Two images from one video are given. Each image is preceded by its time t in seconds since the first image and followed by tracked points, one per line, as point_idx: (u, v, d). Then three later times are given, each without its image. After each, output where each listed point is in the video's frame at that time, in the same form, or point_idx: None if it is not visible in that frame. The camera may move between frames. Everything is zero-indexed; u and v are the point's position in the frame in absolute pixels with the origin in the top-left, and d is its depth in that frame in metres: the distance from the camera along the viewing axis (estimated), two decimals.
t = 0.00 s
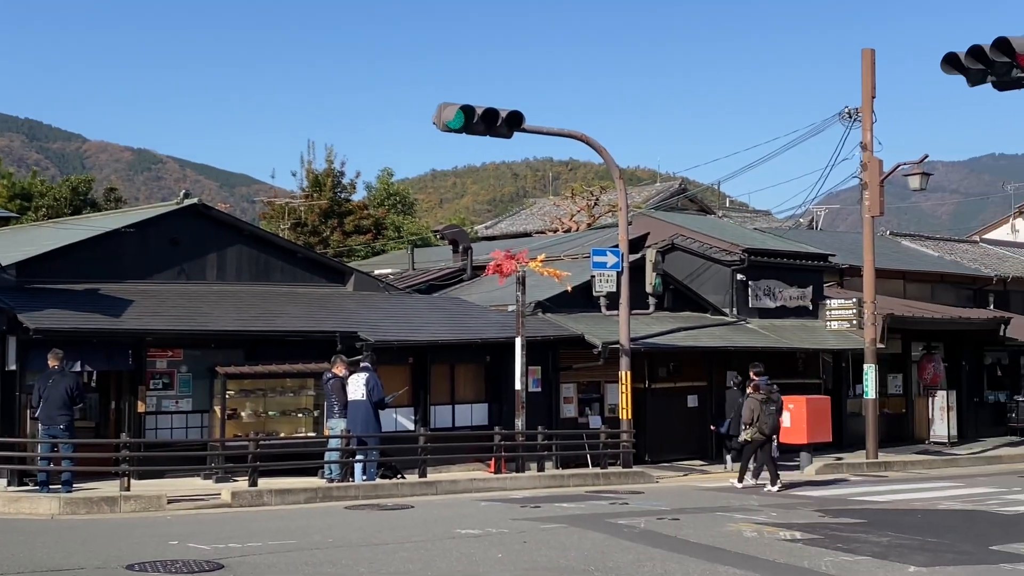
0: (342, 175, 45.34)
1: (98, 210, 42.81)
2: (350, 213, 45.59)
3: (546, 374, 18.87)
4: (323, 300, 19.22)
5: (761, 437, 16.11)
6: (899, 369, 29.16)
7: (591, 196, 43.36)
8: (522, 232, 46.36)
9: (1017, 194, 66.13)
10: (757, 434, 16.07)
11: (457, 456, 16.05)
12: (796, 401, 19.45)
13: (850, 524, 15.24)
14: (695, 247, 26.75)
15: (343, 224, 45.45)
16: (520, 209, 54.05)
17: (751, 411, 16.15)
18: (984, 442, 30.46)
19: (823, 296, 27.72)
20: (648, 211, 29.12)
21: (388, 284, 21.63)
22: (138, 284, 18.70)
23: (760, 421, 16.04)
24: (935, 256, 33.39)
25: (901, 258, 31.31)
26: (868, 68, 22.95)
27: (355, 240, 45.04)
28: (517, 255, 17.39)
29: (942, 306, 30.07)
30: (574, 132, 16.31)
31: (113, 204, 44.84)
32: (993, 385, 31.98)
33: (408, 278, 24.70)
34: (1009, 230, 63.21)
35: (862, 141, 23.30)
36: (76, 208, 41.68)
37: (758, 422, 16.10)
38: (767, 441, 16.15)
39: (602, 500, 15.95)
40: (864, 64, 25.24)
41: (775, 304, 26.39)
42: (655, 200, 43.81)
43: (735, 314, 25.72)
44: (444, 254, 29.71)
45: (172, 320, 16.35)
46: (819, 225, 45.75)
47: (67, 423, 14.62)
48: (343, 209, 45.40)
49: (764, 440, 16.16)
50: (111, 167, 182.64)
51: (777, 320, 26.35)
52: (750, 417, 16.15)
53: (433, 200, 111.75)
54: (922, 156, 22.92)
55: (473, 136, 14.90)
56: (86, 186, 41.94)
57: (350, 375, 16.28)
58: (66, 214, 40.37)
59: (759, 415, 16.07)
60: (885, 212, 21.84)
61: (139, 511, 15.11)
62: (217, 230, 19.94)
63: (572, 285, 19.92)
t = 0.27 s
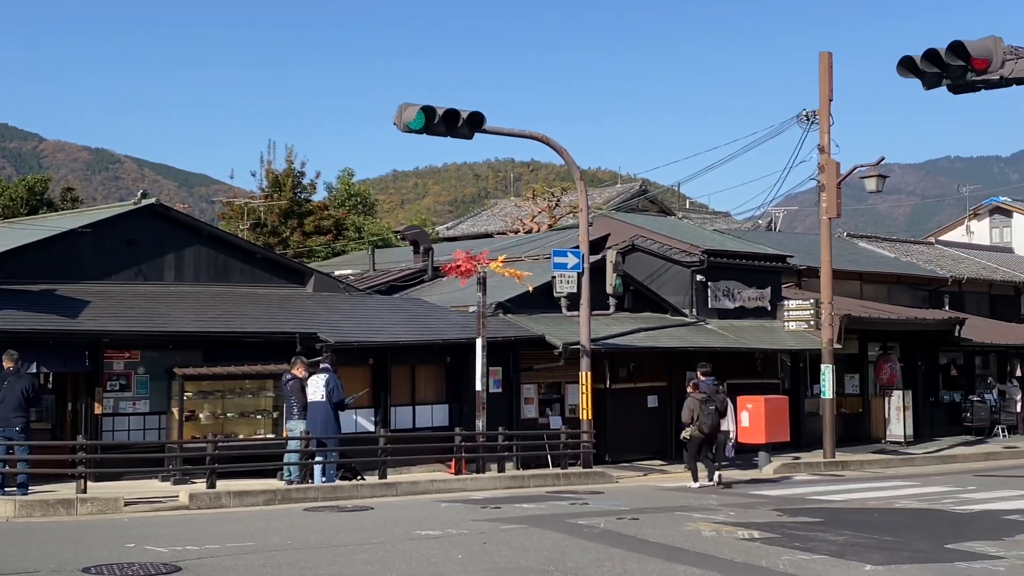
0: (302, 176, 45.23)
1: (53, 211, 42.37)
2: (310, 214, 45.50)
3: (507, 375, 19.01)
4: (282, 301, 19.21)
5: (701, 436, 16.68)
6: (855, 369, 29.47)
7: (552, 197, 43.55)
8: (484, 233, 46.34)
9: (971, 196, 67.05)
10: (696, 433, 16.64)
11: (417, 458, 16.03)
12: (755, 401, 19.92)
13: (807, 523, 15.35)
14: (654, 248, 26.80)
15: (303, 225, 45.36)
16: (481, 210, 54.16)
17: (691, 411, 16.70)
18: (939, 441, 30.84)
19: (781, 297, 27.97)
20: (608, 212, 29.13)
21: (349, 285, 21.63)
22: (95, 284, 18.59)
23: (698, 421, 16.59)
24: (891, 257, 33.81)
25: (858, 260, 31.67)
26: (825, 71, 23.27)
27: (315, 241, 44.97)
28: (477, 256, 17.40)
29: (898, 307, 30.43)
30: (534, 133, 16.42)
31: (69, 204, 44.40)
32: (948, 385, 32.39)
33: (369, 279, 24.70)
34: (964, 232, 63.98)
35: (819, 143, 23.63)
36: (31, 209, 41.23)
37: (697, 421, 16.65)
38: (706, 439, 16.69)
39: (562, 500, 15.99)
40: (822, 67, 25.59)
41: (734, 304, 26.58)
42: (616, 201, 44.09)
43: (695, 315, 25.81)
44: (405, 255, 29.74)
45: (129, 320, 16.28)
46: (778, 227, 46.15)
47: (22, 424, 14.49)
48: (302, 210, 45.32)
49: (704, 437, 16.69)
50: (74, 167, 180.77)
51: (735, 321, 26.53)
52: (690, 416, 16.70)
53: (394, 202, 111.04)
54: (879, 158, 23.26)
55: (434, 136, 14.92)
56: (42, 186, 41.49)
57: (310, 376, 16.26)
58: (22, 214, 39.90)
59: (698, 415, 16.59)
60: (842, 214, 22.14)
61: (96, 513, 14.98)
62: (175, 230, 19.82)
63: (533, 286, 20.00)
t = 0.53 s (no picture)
0: (262, 175, 44.95)
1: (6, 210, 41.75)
2: (270, 213, 45.29)
3: (468, 375, 19.09)
4: (241, 301, 19.13)
5: (647, 436, 16.73)
6: (814, 369, 29.71)
7: (513, 198, 43.63)
8: (445, 234, 46.22)
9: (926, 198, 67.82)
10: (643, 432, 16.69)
11: (376, 458, 16.11)
12: (715, 402, 21.04)
13: (766, 522, 15.43)
14: (615, 248, 26.90)
15: (262, 224, 45.12)
16: (442, 210, 54.07)
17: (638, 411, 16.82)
18: (897, 440, 31.15)
19: (741, 298, 28.17)
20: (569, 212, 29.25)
21: (308, 285, 21.57)
22: (49, 284, 18.40)
23: (645, 419, 16.70)
24: (850, 258, 34.15)
25: (817, 261, 31.95)
26: (784, 74, 23.52)
27: (275, 241, 44.75)
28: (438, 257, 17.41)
29: (855, 308, 30.73)
30: (494, 133, 16.46)
31: (24, 203, 43.80)
32: (904, 385, 32.68)
33: (329, 279, 24.63)
34: (921, 233, 64.69)
35: (777, 145, 23.89)
36: None
37: (644, 421, 16.75)
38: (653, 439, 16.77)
39: (523, 501, 16.00)
40: (781, 70, 25.85)
41: (694, 305, 26.72)
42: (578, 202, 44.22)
43: (655, 315, 25.95)
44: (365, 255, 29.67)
45: (86, 321, 16.12)
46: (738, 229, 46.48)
47: None
48: (262, 209, 45.08)
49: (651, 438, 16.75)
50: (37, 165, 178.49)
51: (695, 321, 26.67)
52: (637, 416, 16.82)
53: (355, 202, 110.02)
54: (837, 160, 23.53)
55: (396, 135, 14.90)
56: None
57: (269, 377, 16.25)
58: None
59: (645, 414, 16.74)
60: (801, 215, 22.37)
61: (51, 516, 14.76)
62: (132, 230, 19.67)
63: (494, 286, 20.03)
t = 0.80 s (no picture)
0: (223, 175, 44.75)
1: None
2: (231, 213, 45.16)
3: (431, 375, 19.39)
4: (202, 301, 19.08)
5: (596, 435, 17.81)
6: (776, 369, 29.93)
7: (477, 198, 43.74)
8: (408, 234, 46.01)
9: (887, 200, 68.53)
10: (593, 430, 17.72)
11: (338, 459, 16.13)
12: (676, 401, 21.09)
13: (728, 521, 15.50)
14: (579, 248, 26.95)
15: (224, 224, 44.95)
16: (406, 210, 54.05)
17: (588, 410, 17.86)
18: (859, 440, 31.43)
19: (703, 299, 28.35)
20: (533, 213, 29.29)
21: (270, 285, 21.53)
22: (7, 284, 18.23)
23: (595, 419, 17.76)
24: (811, 259, 34.43)
25: (780, 262, 32.19)
26: (747, 75, 23.73)
27: (236, 240, 44.66)
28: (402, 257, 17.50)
29: (817, 308, 30.98)
30: (456, 133, 16.50)
31: None
32: (865, 385, 32.97)
33: (292, 279, 24.58)
34: (881, 234, 65.26)
35: (740, 146, 24.10)
36: None
37: (594, 420, 17.82)
38: (601, 438, 17.85)
39: (486, 501, 16.00)
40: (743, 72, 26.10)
41: (657, 305, 26.83)
42: (541, 201, 44.36)
43: (618, 315, 26.06)
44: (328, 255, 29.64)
45: (44, 320, 15.98)
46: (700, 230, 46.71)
47: None
48: (223, 209, 44.91)
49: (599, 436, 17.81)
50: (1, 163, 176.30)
51: (657, 321, 26.79)
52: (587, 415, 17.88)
53: (317, 201, 108.94)
54: (799, 161, 23.77)
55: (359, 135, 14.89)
56: None
57: (230, 378, 16.20)
58: None
59: (594, 414, 17.80)
60: (763, 216, 22.54)
61: (9, 518, 14.57)
62: (92, 229, 19.52)
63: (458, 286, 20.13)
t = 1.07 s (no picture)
0: (188, 173, 44.49)
1: None
2: (196, 211, 44.96)
3: (398, 375, 19.43)
4: (166, 301, 18.98)
5: (550, 434, 18.35)
6: (742, 368, 30.08)
7: (444, 198, 43.78)
8: (374, 233, 45.81)
9: (852, 201, 69.08)
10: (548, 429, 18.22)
11: (303, 460, 16.20)
12: (643, 401, 21.17)
13: (693, 520, 15.56)
14: (546, 248, 27.00)
15: (188, 223, 44.71)
16: (372, 210, 53.93)
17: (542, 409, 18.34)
18: (823, 438, 31.65)
19: (669, 299, 28.48)
20: (501, 212, 29.30)
21: (234, 284, 21.46)
22: None
23: (549, 418, 18.23)
24: (776, 259, 34.64)
25: (745, 261, 32.37)
26: (713, 76, 23.86)
27: (201, 239, 44.45)
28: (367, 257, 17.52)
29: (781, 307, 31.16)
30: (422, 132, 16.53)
31: None
32: (829, 384, 33.27)
33: (257, 278, 24.53)
34: (845, 234, 65.82)
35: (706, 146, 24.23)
36: None
37: (548, 419, 18.31)
38: (555, 435, 18.40)
39: (452, 501, 16.01)
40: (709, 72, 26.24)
41: (623, 305, 26.89)
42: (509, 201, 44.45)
43: (585, 315, 26.11)
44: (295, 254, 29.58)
45: (6, 320, 15.83)
46: (666, 230, 46.94)
47: None
48: (188, 207, 44.71)
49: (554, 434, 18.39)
50: None
51: (624, 321, 26.85)
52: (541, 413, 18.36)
53: (284, 199, 108.07)
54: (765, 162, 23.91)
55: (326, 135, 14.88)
56: None
57: (194, 378, 16.21)
58: None
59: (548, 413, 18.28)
60: (729, 215, 22.69)
61: None
62: (54, 228, 19.37)
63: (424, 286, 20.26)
